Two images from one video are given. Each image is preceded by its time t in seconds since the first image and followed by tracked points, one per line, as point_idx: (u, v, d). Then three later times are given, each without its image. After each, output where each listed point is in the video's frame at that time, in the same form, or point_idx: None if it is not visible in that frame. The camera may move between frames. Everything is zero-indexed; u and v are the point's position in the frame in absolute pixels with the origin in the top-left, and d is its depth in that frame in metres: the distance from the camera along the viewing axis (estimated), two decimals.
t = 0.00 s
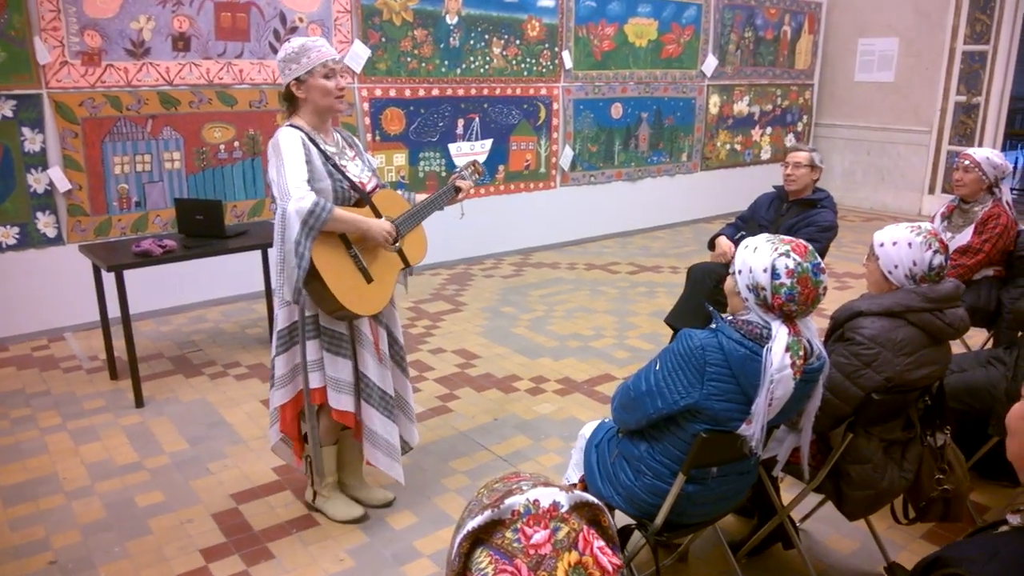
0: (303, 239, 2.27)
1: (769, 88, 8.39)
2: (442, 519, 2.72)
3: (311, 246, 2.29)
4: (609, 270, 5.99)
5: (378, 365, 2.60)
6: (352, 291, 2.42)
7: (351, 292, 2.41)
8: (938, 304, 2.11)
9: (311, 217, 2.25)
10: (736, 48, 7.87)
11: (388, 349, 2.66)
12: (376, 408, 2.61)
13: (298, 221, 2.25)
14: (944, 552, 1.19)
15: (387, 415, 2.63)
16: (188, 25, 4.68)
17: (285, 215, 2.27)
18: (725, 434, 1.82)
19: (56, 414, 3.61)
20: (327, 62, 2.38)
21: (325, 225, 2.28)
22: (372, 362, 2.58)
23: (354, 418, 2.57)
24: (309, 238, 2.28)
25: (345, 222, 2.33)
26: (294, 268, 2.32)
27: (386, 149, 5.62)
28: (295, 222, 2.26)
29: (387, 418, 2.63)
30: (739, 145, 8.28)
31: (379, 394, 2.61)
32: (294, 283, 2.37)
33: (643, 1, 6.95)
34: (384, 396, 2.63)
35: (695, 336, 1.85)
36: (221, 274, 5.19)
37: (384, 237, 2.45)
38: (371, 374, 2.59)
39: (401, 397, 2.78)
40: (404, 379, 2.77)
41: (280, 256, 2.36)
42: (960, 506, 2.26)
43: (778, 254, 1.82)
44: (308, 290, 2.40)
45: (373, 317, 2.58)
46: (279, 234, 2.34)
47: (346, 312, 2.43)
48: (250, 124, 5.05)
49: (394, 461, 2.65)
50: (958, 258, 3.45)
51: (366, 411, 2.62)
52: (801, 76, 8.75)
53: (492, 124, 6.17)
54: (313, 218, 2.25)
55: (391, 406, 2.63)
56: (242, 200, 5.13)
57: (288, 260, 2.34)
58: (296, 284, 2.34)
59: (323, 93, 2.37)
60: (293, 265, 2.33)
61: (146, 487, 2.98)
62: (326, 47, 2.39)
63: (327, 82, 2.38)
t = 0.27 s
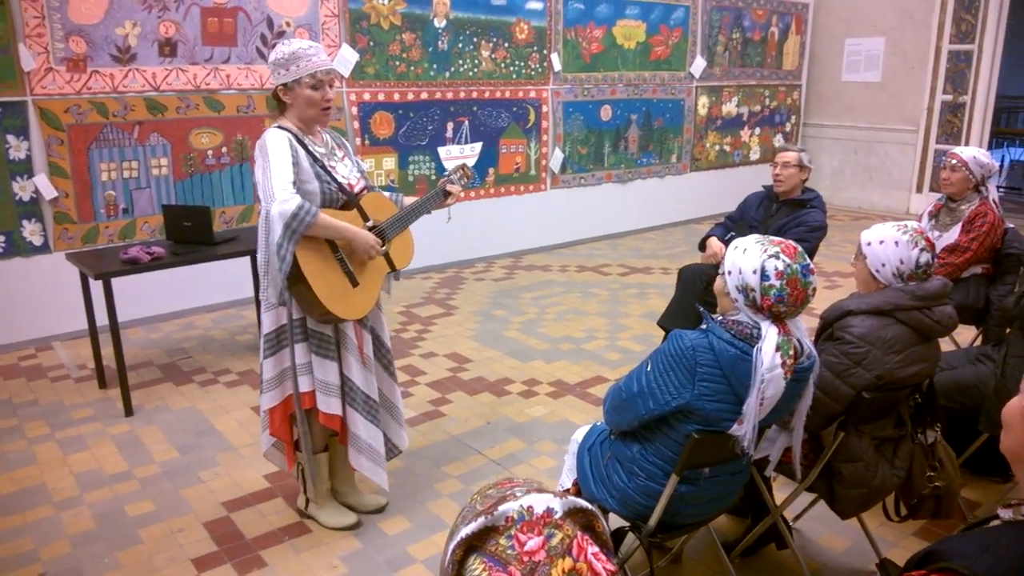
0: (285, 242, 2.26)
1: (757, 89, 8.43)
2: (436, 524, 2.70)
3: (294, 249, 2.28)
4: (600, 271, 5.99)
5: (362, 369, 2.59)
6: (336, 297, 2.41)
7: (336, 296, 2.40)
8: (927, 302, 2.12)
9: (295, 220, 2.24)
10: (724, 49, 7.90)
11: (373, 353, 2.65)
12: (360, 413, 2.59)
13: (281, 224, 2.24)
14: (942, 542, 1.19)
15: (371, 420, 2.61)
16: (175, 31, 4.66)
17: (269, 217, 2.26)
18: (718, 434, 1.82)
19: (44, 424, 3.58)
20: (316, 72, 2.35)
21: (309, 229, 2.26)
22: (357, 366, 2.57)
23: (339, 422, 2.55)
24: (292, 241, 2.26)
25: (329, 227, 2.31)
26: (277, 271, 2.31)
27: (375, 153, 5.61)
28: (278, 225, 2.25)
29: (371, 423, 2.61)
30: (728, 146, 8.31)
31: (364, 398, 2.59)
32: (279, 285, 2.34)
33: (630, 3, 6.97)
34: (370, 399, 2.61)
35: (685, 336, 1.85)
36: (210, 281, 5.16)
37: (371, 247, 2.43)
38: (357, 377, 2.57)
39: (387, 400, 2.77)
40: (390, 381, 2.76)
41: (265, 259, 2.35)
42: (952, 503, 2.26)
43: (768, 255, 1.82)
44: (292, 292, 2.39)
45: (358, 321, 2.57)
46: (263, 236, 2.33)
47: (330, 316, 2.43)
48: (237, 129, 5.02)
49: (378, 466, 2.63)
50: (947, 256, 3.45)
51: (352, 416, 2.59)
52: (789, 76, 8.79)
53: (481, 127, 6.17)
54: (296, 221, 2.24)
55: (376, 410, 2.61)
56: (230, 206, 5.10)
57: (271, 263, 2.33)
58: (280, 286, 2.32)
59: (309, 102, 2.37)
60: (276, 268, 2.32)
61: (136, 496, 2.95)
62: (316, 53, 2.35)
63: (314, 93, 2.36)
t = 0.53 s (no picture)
0: (278, 254, 2.24)
1: (745, 90, 8.46)
2: (427, 529, 2.69)
3: (286, 260, 2.26)
4: (589, 274, 5.99)
5: (347, 379, 2.57)
6: (322, 309, 2.38)
7: (321, 307, 2.38)
8: (915, 302, 2.12)
9: (289, 232, 2.21)
10: (711, 51, 7.92)
11: (358, 362, 2.63)
12: (344, 423, 2.57)
13: (274, 236, 2.21)
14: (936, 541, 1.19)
15: (355, 429, 2.59)
16: (160, 35, 4.63)
17: (261, 227, 2.22)
18: (709, 437, 1.81)
19: (30, 433, 3.54)
20: (299, 79, 2.33)
21: (302, 241, 2.25)
22: (341, 377, 2.54)
23: (320, 431, 2.54)
24: (284, 253, 2.24)
25: (322, 240, 2.29)
26: (266, 282, 2.29)
27: (363, 157, 5.59)
28: (270, 236, 2.22)
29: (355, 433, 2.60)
30: (716, 147, 8.34)
31: (348, 408, 2.57)
32: (263, 297, 2.33)
33: (618, 5, 6.98)
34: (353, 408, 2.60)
35: (677, 338, 1.84)
36: (197, 287, 5.12)
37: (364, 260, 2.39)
38: (340, 388, 2.55)
39: (371, 408, 2.75)
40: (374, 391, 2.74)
41: (251, 269, 2.30)
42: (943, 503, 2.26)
43: (756, 256, 1.82)
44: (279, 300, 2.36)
45: (344, 332, 2.55)
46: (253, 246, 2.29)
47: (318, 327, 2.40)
48: (223, 134, 4.99)
49: (361, 476, 2.61)
50: (934, 256, 3.46)
51: (333, 425, 2.57)
52: (776, 77, 8.83)
53: (469, 130, 6.16)
54: (290, 233, 2.22)
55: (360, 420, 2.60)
56: (217, 211, 5.07)
57: (260, 274, 2.29)
58: (266, 299, 2.31)
59: (296, 109, 2.35)
60: (264, 279, 2.29)
61: (123, 505, 2.92)
62: (302, 59, 2.34)
63: (299, 100, 2.34)
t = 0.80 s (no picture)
0: (284, 265, 2.22)
1: (734, 93, 8.49)
2: (418, 534, 2.67)
3: (291, 271, 2.25)
4: (580, 276, 5.99)
5: (345, 384, 2.55)
6: (326, 316, 2.38)
7: (325, 314, 2.37)
8: (905, 303, 2.13)
9: (293, 243, 2.21)
10: (700, 53, 7.95)
11: (352, 366, 2.61)
12: (345, 428, 2.57)
13: (280, 247, 2.19)
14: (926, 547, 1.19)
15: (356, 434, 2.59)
16: (147, 38, 4.60)
17: (265, 239, 2.20)
18: (700, 440, 1.81)
19: (17, 439, 3.50)
20: (285, 87, 2.32)
21: (306, 251, 2.24)
22: (338, 380, 2.53)
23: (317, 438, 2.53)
24: (291, 263, 2.23)
25: (325, 249, 2.29)
26: (274, 293, 2.26)
27: (352, 160, 5.57)
28: (275, 248, 2.20)
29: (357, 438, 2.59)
30: (705, 150, 8.36)
31: (347, 412, 2.56)
32: (273, 308, 2.30)
33: (607, 8, 7.00)
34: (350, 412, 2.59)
35: (668, 342, 1.83)
36: (186, 291, 5.08)
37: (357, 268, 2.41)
38: (339, 394, 2.54)
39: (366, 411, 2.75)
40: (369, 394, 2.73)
41: (259, 280, 2.28)
42: (934, 504, 2.27)
43: (747, 258, 1.81)
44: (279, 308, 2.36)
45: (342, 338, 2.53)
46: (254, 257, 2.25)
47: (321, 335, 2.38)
48: (211, 137, 4.96)
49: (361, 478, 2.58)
50: (924, 257, 3.47)
51: (334, 428, 2.55)
52: (765, 80, 8.87)
53: (459, 133, 6.14)
54: (294, 244, 2.21)
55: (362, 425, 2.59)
56: (205, 215, 5.04)
57: (267, 285, 2.27)
58: (276, 312, 2.29)
59: (282, 117, 2.34)
60: (273, 290, 2.26)
61: (111, 511, 2.89)
62: (287, 66, 2.33)
63: (286, 108, 2.33)
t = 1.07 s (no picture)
0: (291, 265, 2.24)
1: (723, 93, 8.51)
2: (408, 537, 2.65)
3: (298, 271, 2.27)
4: (570, 277, 5.98)
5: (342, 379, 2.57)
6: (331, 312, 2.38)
7: (330, 310, 2.37)
8: (894, 302, 2.13)
9: (295, 242, 2.22)
10: (689, 53, 7.96)
11: (343, 363, 2.63)
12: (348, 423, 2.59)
13: (284, 247, 2.21)
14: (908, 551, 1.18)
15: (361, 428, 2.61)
16: (132, 38, 4.56)
17: (268, 241, 2.21)
18: (690, 441, 1.80)
19: (3, 443, 3.46)
20: (266, 89, 2.30)
21: (309, 250, 2.26)
22: (336, 376, 2.54)
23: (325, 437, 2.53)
24: (297, 263, 2.25)
25: (326, 246, 2.30)
26: (283, 294, 2.27)
27: (341, 160, 5.55)
28: (279, 249, 2.21)
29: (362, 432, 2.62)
30: (695, 149, 8.38)
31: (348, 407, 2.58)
32: (285, 309, 2.29)
33: (596, 8, 6.99)
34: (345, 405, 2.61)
35: (657, 343, 1.83)
36: (174, 293, 5.04)
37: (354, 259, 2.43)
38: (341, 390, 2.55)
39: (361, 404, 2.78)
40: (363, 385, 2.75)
41: (267, 282, 2.27)
42: (924, 503, 2.27)
43: (736, 259, 1.81)
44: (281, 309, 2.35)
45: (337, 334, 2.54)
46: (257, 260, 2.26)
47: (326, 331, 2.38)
48: (198, 138, 4.93)
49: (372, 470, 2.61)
50: (912, 256, 3.49)
51: (337, 425, 2.57)
52: (754, 80, 8.89)
53: (448, 133, 6.12)
54: (297, 243, 2.22)
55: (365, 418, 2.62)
56: (193, 216, 5.00)
57: (276, 284, 2.27)
58: (289, 309, 2.28)
59: (263, 120, 2.34)
60: (282, 290, 2.27)
61: (98, 516, 2.86)
62: (266, 67, 2.30)
63: (267, 110, 2.32)
